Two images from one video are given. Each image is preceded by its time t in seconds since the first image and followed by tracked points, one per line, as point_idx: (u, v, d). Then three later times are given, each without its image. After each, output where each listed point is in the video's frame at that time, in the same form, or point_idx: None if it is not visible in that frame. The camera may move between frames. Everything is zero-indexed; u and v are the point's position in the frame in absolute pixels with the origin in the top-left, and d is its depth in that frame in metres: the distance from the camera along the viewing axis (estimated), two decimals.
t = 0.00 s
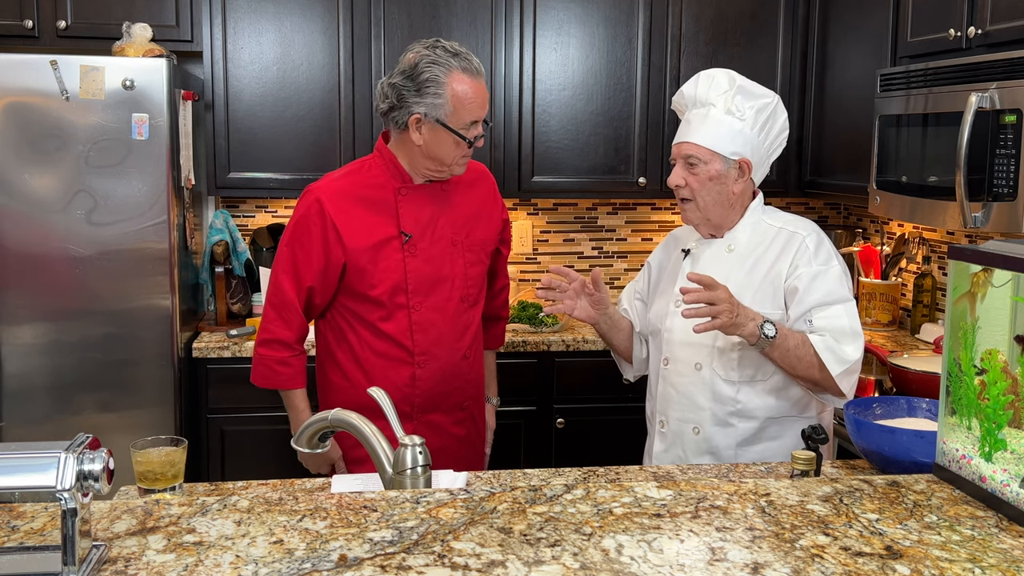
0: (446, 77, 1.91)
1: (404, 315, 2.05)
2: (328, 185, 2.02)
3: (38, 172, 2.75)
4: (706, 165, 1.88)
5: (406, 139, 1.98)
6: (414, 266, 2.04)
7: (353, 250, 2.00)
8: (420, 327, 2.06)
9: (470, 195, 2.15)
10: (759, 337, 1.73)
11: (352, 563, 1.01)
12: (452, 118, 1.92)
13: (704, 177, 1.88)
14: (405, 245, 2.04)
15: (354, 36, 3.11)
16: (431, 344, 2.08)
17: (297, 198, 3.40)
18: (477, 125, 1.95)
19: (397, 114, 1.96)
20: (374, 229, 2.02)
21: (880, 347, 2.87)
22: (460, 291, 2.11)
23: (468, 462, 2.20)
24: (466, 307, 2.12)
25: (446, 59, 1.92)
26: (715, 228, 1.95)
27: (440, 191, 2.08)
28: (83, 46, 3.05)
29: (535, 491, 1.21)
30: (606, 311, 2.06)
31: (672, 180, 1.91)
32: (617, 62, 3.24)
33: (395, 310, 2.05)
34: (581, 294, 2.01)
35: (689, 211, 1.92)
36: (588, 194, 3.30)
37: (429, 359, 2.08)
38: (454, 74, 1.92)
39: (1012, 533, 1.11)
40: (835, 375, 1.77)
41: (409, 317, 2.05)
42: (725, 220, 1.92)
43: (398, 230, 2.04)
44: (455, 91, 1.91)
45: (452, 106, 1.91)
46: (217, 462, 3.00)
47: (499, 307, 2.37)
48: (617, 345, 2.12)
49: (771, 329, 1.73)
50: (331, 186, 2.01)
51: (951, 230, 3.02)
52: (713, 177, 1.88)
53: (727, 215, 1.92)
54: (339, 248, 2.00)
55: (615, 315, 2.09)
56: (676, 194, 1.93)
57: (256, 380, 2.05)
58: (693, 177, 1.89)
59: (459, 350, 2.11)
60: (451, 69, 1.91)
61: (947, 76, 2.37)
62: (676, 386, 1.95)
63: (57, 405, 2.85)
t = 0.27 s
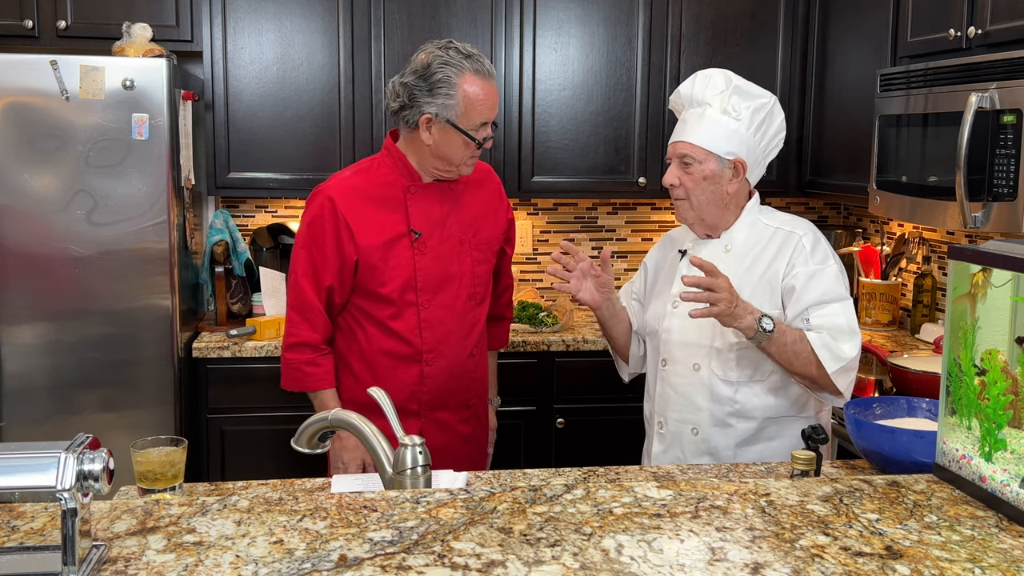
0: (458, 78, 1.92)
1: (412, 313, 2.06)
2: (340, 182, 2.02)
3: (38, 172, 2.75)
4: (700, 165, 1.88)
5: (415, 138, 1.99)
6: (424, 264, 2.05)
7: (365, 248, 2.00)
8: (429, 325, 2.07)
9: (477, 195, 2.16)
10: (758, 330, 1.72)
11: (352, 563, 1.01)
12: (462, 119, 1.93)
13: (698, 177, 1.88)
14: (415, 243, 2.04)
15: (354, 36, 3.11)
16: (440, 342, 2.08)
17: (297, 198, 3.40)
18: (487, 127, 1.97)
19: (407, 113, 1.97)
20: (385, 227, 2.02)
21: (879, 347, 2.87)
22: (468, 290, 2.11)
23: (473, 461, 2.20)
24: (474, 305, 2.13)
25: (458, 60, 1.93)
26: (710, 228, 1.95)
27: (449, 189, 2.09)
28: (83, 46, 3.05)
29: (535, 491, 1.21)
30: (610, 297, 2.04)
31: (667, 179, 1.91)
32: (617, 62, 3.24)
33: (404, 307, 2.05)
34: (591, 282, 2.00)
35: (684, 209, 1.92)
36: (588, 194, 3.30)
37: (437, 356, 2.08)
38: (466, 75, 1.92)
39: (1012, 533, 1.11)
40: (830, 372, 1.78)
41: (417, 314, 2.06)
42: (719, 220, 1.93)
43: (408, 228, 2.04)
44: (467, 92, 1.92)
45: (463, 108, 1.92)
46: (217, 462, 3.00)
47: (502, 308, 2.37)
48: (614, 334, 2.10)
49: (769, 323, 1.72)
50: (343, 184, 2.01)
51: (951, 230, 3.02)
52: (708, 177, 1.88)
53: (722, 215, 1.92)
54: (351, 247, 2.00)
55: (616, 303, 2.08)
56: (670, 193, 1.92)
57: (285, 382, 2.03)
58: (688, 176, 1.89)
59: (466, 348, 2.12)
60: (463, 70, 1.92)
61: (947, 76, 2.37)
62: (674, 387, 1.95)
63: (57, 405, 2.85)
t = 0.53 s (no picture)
0: (466, 79, 1.92)
1: (417, 313, 2.06)
2: (347, 182, 2.02)
3: (38, 172, 2.76)
4: (691, 163, 1.88)
5: (422, 137, 1.99)
6: (429, 264, 2.05)
7: (370, 248, 2.00)
8: (433, 325, 2.07)
9: (485, 195, 2.15)
10: (747, 339, 1.74)
11: (352, 563, 1.01)
12: (471, 120, 1.93)
13: (689, 175, 1.89)
14: (420, 244, 2.04)
15: (354, 36, 3.11)
16: (444, 342, 2.08)
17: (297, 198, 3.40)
18: (495, 129, 1.97)
19: (417, 113, 1.97)
20: (391, 227, 2.02)
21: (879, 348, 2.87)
22: (473, 290, 2.12)
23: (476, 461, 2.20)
24: (479, 306, 2.13)
25: (467, 62, 1.93)
26: (700, 226, 1.94)
27: (456, 190, 2.09)
28: (83, 46, 3.05)
29: (535, 491, 1.21)
30: (604, 307, 2.06)
31: (657, 176, 1.92)
32: (617, 62, 3.24)
33: (409, 307, 2.05)
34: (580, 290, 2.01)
35: (673, 206, 1.92)
36: (588, 194, 3.30)
37: (441, 356, 2.08)
38: (476, 77, 1.93)
39: (1012, 533, 1.11)
40: (824, 376, 1.78)
41: (422, 314, 2.06)
42: (709, 219, 1.92)
43: (414, 228, 2.04)
44: (475, 94, 1.92)
45: (471, 108, 1.92)
46: (217, 462, 3.00)
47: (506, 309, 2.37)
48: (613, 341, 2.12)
49: (758, 332, 1.74)
50: (351, 183, 2.01)
51: (951, 230, 3.02)
52: (699, 176, 1.89)
53: (711, 214, 1.92)
54: (357, 246, 2.00)
55: (611, 311, 2.09)
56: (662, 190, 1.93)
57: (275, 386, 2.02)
58: (679, 174, 1.89)
59: (470, 349, 2.12)
60: (472, 73, 1.93)
61: (947, 76, 2.37)
62: (668, 389, 1.96)
63: (57, 405, 2.85)
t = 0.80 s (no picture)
0: (471, 81, 1.92)
1: (419, 313, 2.06)
2: (349, 182, 2.02)
3: (38, 172, 2.76)
4: (684, 167, 1.88)
5: (426, 138, 1.99)
6: (431, 265, 2.05)
7: (373, 248, 2.00)
8: (435, 325, 2.07)
9: (487, 195, 2.15)
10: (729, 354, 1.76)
11: (353, 563, 1.01)
12: (475, 122, 1.93)
13: (681, 179, 1.89)
14: (423, 244, 2.04)
15: (354, 36, 3.11)
16: (446, 342, 2.08)
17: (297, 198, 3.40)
18: (498, 131, 1.97)
19: (420, 114, 1.97)
20: (394, 227, 2.02)
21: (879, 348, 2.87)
22: (474, 290, 2.12)
23: (478, 461, 2.20)
24: (480, 306, 2.13)
25: (472, 63, 1.93)
26: (694, 229, 1.96)
27: (458, 190, 2.09)
28: (83, 46, 3.05)
29: (535, 491, 1.21)
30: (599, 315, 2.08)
31: (651, 180, 1.92)
32: (617, 62, 3.24)
33: (411, 307, 2.05)
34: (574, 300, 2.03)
35: (666, 210, 1.93)
36: (588, 194, 3.30)
37: (443, 356, 2.08)
38: (480, 79, 1.92)
39: (1012, 533, 1.11)
40: (812, 382, 1.79)
41: (424, 314, 2.06)
42: (701, 222, 1.93)
43: (416, 229, 2.04)
44: (479, 96, 1.92)
45: (475, 110, 1.92)
46: (217, 462, 3.00)
47: (508, 308, 2.38)
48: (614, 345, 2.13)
49: (739, 348, 1.75)
50: (353, 183, 2.01)
51: (951, 230, 3.02)
52: (690, 180, 1.89)
53: (704, 217, 1.93)
54: (360, 246, 2.00)
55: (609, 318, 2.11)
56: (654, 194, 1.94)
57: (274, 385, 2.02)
58: (671, 178, 1.90)
59: (472, 349, 2.12)
60: (477, 74, 1.92)
61: (947, 76, 2.37)
62: (663, 391, 1.97)
63: (57, 405, 2.85)
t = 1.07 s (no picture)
0: (468, 80, 1.92)
1: (420, 311, 2.06)
2: (350, 182, 2.01)
3: (38, 172, 2.76)
4: (686, 170, 1.88)
5: (425, 137, 1.99)
6: (432, 264, 2.05)
7: (374, 247, 2.00)
8: (436, 324, 2.07)
9: (487, 194, 2.15)
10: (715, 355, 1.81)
11: (352, 563, 1.01)
12: (473, 120, 1.93)
13: (684, 181, 1.89)
14: (423, 243, 2.04)
15: (354, 35, 3.11)
16: (447, 341, 2.08)
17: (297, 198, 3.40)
18: (496, 129, 1.97)
19: (418, 113, 1.97)
20: (394, 226, 2.02)
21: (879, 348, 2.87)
22: (475, 289, 2.12)
23: (481, 460, 2.20)
24: (481, 305, 2.13)
25: (469, 62, 1.93)
26: (699, 230, 1.95)
27: (459, 190, 2.09)
28: (83, 46, 3.05)
29: (535, 491, 1.21)
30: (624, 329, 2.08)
31: (654, 184, 1.91)
32: (617, 62, 3.24)
33: (412, 306, 2.05)
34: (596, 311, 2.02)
35: (671, 212, 1.92)
36: (588, 194, 3.30)
37: (444, 355, 2.08)
38: (478, 78, 1.93)
39: (1012, 533, 1.11)
40: (807, 383, 1.79)
41: (425, 313, 2.06)
42: (707, 223, 1.93)
43: (417, 228, 2.04)
44: (477, 95, 1.92)
45: (473, 109, 1.92)
46: (217, 462, 3.00)
47: (510, 308, 2.38)
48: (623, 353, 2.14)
49: (726, 349, 1.80)
50: (354, 183, 2.01)
51: (951, 230, 3.02)
52: (694, 182, 1.89)
53: (709, 217, 1.92)
54: (361, 245, 1.99)
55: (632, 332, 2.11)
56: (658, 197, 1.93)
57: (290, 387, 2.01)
58: (674, 181, 1.89)
59: (473, 348, 2.12)
60: (474, 73, 1.93)
61: (947, 76, 2.37)
62: (665, 390, 1.97)
63: (57, 405, 2.85)
